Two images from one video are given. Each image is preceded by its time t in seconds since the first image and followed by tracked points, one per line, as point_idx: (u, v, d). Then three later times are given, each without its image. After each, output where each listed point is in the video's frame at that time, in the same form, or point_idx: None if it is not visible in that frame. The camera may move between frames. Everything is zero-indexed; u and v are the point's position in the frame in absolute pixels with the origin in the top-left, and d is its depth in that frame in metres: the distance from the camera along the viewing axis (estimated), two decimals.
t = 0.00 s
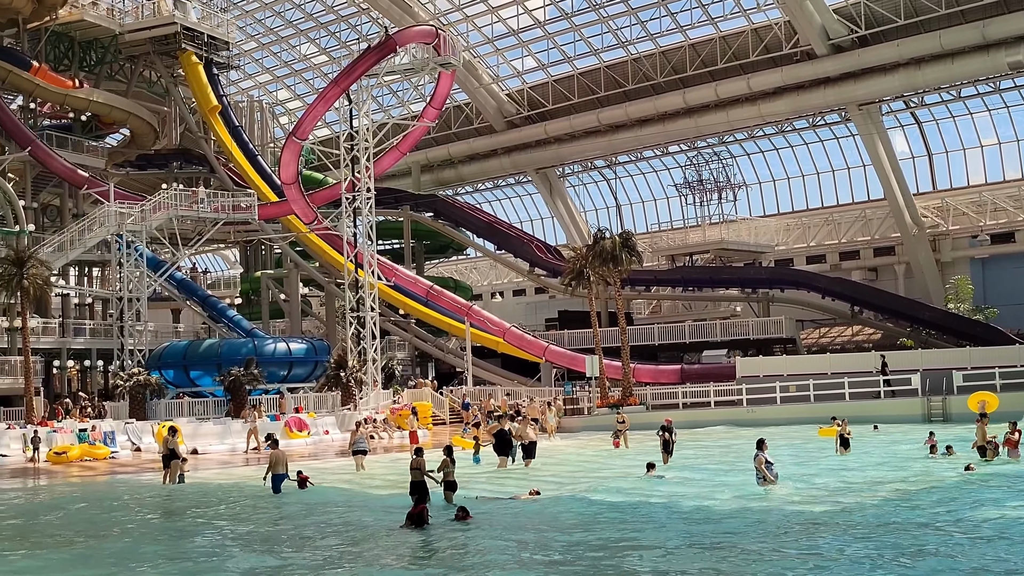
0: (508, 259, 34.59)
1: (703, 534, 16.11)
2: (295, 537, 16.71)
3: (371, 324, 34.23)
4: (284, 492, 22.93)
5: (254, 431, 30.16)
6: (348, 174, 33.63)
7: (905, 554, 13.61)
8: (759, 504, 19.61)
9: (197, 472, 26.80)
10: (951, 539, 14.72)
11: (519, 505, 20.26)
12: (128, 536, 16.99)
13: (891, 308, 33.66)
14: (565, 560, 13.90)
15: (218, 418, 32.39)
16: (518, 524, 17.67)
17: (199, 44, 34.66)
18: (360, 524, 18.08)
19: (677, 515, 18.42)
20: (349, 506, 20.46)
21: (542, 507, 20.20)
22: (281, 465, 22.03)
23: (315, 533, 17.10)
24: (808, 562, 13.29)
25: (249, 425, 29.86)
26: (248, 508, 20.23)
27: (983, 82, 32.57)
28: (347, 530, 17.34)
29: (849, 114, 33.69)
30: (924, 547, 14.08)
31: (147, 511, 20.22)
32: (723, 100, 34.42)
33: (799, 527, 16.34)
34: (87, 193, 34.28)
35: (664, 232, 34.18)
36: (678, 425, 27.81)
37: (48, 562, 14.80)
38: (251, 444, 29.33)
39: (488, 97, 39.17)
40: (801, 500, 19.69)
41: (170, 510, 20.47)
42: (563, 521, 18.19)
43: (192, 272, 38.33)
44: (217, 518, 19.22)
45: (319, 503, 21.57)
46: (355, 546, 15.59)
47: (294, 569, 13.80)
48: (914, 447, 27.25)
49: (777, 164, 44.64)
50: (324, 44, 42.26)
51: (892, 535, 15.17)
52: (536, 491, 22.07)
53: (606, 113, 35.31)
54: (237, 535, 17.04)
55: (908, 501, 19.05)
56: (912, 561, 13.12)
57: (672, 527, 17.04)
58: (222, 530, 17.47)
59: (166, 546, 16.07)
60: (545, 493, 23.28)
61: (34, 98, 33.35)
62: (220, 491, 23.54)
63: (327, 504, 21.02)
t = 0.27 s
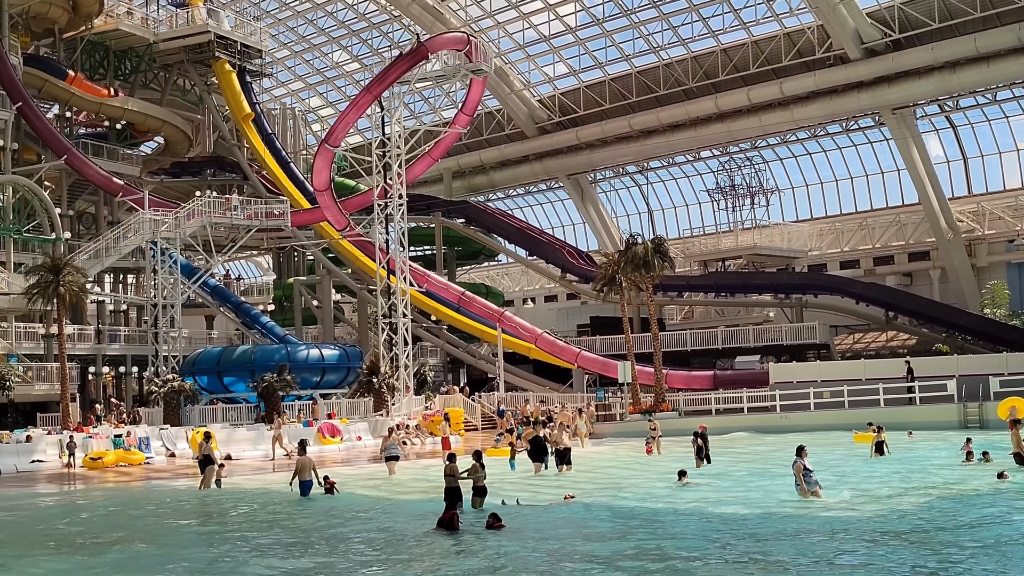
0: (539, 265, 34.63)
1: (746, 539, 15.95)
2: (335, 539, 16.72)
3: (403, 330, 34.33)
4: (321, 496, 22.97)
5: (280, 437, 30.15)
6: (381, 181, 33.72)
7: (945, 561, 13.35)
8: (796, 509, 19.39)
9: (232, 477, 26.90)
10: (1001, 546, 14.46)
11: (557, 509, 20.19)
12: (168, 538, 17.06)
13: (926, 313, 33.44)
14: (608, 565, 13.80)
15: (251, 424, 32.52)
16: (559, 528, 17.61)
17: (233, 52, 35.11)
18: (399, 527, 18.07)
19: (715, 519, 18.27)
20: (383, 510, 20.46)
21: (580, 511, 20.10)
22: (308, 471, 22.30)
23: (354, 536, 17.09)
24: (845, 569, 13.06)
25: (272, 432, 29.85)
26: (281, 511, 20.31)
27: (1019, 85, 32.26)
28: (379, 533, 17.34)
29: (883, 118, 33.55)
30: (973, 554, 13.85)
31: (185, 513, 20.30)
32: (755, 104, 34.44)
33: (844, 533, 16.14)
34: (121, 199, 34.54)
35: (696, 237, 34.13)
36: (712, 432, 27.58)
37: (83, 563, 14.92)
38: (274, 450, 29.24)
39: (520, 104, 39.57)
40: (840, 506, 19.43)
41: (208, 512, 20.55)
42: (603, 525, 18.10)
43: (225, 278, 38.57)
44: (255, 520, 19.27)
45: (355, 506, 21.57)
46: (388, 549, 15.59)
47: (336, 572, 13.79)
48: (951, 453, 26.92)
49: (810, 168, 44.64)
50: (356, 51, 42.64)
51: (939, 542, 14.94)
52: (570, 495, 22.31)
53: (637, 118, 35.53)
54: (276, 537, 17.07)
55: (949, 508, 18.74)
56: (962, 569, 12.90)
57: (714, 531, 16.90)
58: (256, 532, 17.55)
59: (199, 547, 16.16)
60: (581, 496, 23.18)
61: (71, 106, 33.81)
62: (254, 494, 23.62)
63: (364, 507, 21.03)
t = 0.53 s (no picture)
0: (571, 271, 34.63)
1: (790, 546, 15.84)
2: (376, 544, 16.76)
3: (435, 336, 34.39)
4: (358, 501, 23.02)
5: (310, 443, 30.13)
6: (412, 188, 33.81)
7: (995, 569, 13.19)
8: (838, 515, 19.26)
9: (267, 482, 27.00)
10: None
11: (596, 515, 20.14)
12: (211, 542, 17.18)
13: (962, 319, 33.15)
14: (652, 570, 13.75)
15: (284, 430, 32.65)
16: (600, 533, 17.56)
17: (266, 61, 35.41)
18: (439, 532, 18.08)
19: (751, 525, 18.18)
20: (422, 515, 20.50)
21: (618, 517, 20.04)
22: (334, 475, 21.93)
23: (395, 540, 17.12)
24: None
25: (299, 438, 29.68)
26: (318, 516, 20.40)
27: None
28: (421, 538, 17.36)
29: (916, 122, 33.39)
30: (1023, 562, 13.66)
31: (224, 517, 20.42)
32: (787, 109, 34.40)
33: (888, 540, 15.98)
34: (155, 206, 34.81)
35: (729, 243, 34.01)
36: (746, 439, 27.43)
37: (120, 567, 15.05)
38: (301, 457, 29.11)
39: (551, 110, 39.72)
40: (880, 513, 19.28)
41: (247, 516, 20.67)
42: (644, 530, 18.04)
43: (257, 285, 38.80)
44: (294, 524, 19.37)
45: (393, 511, 21.62)
46: (421, 553, 15.63)
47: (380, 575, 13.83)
48: (990, 459, 26.61)
49: (843, 173, 44.51)
50: (387, 58, 42.93)
51: (988, 550, 14.76)
52: (603, 498, 21.96)
53: (669, 124, 35.60)
54: (317, 541, 17.13)
55: (994, 515, 18.52)
56: None
57: (758, 537, 16.80)
58: (290, 536, 17.64)
59: (234, 551, 16.27)
60: (618, 502, 23.12)
61: (106, 115, 34.21)
62: (291, 499, 23.71)
63: (402, 511, 21.07)
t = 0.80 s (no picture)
0: (603, 276, 34.57)
1: (833, 550, 15.74)
2: (416, 547, 16.83)
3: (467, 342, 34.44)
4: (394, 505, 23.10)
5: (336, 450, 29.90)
6: (444, 194, 33.86)
7: None
8: (880, 519, 19.14)
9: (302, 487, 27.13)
10: None
11: (634, 520, 20.10)
12: (254, 545, 17.33)
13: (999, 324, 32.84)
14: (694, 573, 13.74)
15: (317, 436, 32.76)
16: (640, 537, 17.55)
17: (299, 68, 35.69)
18: (479, 535, 18.12)
19: (790, 530, 18.07)
20: (460, 519, 20.55)
21: (657, 521, 20.00)
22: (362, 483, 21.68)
23: (435, 544, 17.18)
24: None
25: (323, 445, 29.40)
26: (357, 520, 20.51)
27: None
28: (461, 542, 17.40)
29: (951, 126, 33.16)
30: None
31: (263, 521, 20.58)
32: (820, 113, 34.29)
33: (933, 545, 15.83)
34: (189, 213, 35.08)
35: (762, 248, 33.85)
36: (782, 445, 27.25)
37: (162, 570, 15.16)
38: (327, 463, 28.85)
39: (583, 115, 39.95)
40: (923, 517, 19.12)
41: (287, 520, 20.82)
42: (685, 534, 17.99)
43: (291, 291, 39.05)
44: (334, 527, 19.49)
45: (431, 515, 21.69)
46: (457, 557, 15.64)
47: None
48: None
49: (878, 177, 44.30)
50: (420, 65, 43.21)
51: None
52: (632, 498, 21.03)
53: (701, 129, 35.62)
54: (358, 545, 17.24)
55: None
56: None
57: (800, 541, 16.70)
58: (329, 540, 17.68)
59: (270, 554, 16.35)
60: (655, 506, 23.07)
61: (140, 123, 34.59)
62: (327, 503, 23.82)
63: (440, 516, 21.12)
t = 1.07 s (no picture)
0: (635, 282, 34.45)
1: (882, 557, 15.57)
2: (457, 552, 16.80)
3: (499, 348, 34.42)
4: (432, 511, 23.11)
5: (368, 455, 29.83)
6: (475, 199, 33.88)
7: None
8: (925, 526, 18.95)
9: (337, 492, 27.16)
10: None
11: (675, 526, 19.98)
12: (296, 549, 17.39)
13: None
14: None
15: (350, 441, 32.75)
16: (685, 545, 17.42)
17: (332, 75, 35.83)
18: (522, 541, 18.08)
19: (833, 536, 17.93)
20: (501, 525, 20.54)
21: (698, 527, 19.88)
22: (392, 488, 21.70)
23: (477, 549, 17.16)
24: None
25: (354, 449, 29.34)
26: (398, 525, 20.54)
27: None
28: (504, 547, 17.37)
29: (987, 128, 32.82)
30: None
31: (303, 526, 20.65)
32: (854, 117, 34.11)
33: (983, 553, 15.63)
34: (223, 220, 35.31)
35: (797, 253, 33.63)
36: (821, 451, 27.01)
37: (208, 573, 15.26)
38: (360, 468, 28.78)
39: (614, 119, 40.04)
40: (968, 523, 18.92)
41: (327, 525, 20.90)
42: (729, 540, 17.85)
43: (324, 297, 39.19)
44: (375, 533, 19.50)
45: (469, 521, 21.68)
46: (501, 562, 15.61)
47: None
48: None
49: (913, 181, 44.01)
50: (452, 71, 43.46)
51: None
52: (666, 504, 20.88)
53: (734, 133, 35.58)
54: (400, 549, 17.24)
55: None
56: None
57: (848, 549, 16.55)
58: (371, 544, 17.70)
59: (313, 558, 16.39)
60: (694, 513, 22.95)
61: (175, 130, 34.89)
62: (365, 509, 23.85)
63: (480, 522, 21.10)
